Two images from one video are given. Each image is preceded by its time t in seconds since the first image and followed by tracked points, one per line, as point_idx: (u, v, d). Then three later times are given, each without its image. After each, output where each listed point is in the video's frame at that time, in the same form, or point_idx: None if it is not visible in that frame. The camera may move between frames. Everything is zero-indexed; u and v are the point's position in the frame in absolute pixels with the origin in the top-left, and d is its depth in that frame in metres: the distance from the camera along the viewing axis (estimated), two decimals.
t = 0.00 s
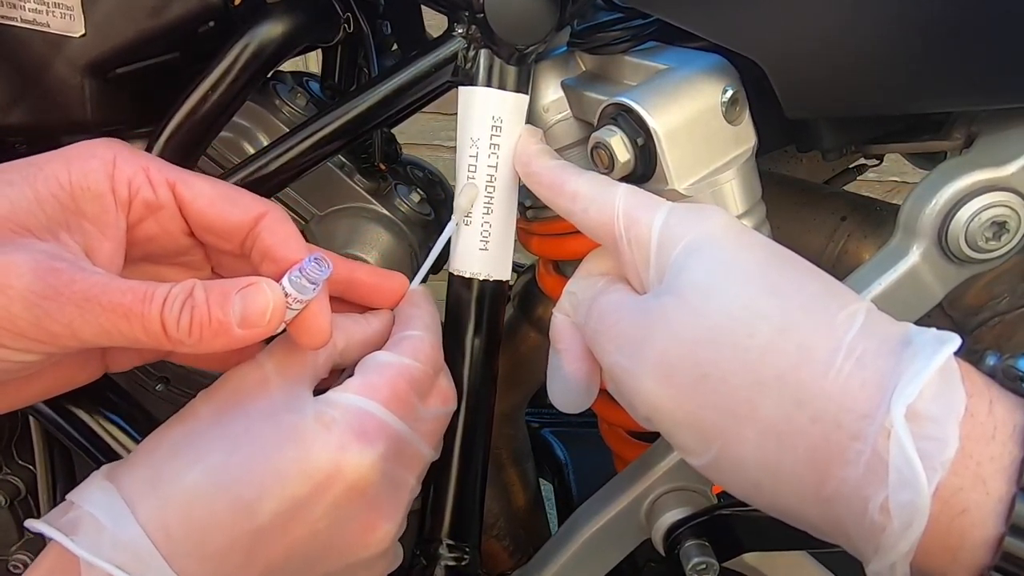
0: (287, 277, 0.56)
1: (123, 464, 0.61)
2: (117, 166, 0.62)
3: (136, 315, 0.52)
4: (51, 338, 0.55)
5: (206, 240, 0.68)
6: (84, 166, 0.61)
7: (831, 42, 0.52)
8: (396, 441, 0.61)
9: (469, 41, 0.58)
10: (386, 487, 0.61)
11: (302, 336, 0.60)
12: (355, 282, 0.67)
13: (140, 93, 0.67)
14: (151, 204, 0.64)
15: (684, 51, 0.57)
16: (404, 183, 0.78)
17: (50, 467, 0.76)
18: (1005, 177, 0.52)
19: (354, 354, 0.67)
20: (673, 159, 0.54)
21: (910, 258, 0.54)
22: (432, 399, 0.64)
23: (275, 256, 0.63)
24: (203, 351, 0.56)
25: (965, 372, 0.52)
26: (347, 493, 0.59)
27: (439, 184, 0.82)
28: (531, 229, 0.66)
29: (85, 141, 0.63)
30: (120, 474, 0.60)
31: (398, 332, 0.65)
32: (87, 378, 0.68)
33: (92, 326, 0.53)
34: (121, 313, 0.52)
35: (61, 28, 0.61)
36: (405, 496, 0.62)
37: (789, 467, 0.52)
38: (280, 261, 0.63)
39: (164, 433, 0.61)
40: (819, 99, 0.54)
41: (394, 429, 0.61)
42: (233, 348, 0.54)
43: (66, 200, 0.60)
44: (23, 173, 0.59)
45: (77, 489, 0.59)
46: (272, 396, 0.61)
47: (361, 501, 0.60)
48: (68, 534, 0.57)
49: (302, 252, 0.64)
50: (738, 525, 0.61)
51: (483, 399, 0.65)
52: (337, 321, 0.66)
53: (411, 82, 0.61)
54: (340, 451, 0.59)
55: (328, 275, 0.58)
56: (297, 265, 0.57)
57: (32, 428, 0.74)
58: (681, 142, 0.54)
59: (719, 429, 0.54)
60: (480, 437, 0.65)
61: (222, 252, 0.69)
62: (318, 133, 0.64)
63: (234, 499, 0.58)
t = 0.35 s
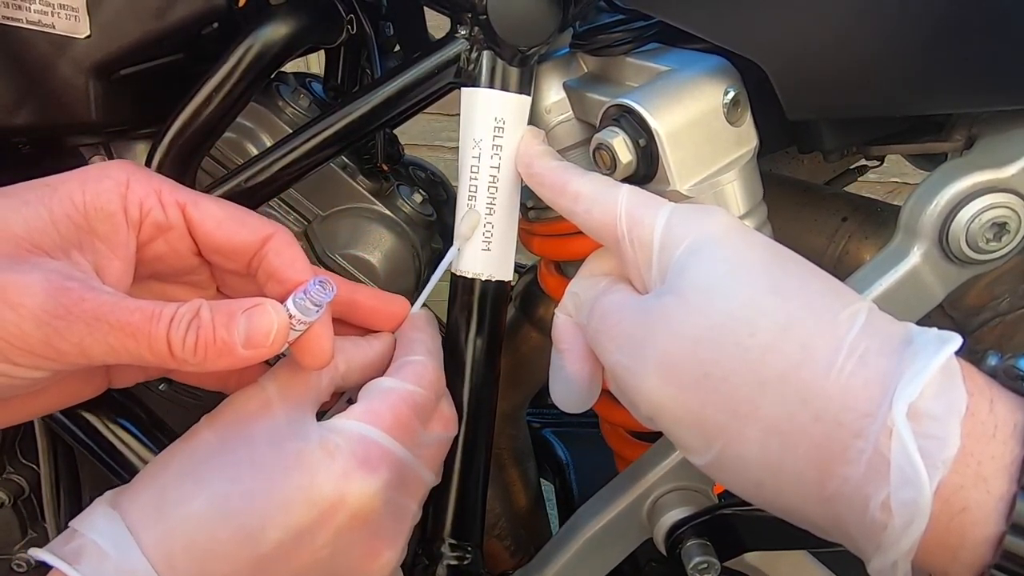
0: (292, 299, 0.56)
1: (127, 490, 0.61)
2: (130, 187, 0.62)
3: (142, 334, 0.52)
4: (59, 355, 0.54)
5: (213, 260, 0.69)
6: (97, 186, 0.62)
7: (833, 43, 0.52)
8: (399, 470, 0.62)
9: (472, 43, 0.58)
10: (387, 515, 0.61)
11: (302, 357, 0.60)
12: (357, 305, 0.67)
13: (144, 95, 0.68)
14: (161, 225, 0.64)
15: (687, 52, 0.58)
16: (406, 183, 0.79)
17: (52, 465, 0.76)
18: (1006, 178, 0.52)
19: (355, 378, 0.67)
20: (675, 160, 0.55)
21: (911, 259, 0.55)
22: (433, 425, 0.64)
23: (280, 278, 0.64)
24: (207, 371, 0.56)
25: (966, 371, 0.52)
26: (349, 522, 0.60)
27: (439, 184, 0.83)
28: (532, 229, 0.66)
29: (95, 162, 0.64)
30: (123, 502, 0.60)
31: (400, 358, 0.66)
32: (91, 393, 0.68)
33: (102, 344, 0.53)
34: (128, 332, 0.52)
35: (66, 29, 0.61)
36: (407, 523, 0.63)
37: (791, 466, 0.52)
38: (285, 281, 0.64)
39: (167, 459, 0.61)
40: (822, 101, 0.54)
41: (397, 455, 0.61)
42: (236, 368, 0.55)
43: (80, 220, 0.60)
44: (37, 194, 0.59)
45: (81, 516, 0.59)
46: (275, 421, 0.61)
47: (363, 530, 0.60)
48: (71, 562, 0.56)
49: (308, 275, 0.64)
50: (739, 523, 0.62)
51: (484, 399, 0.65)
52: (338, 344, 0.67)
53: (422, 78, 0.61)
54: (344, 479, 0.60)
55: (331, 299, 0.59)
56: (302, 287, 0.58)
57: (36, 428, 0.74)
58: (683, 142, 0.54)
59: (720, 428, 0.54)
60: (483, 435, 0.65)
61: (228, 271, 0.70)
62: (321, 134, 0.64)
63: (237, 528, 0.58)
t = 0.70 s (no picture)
0: (264, 260, 0.56)
1: (110, 481, 0.62)
2: (94, 156, 0.63)
3: (106, 300, 0.52)
4: (23, 325, 0.55)
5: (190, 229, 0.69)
6: (58, 155, 0.62)
7: (835, 49, 0.52)
8: (390, 451, 0.61)
9: (476, 47, 0.59)
10: (373, 503, 0.61)
11: (286, 324, 0.60)
12: (351, 276, 0.69)
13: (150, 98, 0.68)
14: (129, 194, 0.65)
15: (691, 57, 0.58)
16: (410, 185, 0.79)
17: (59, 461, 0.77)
18: (1006, 183, 0.52)
19: (350, 354, 0.67)
20: (678, 165, 0.55)
21: (912, 262, 0.55)
22: (428, 403, 0.64)
23: (257, 243, 0.64)
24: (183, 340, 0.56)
25: (966, 374, 0.53)
26: (330, 510, 0.59)
27: (443, 186, 0.83)
28: (537, 231, 0.66)
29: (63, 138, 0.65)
30: (104, 493, 0.62)
31: (391, 331, 0.65)
32: (87, 378, 0.69)
33: (63, 312, 0.53)
34: (92, 298, 0.52)
35: (74, 33, 0.62)
36: (399, 508, 0.63)
37: (794, 467, 0.53)
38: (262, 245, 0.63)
39: (149, 447, 0.63)
40: (824, 106, 0.55)
41: (383, 438, 0.61)
42: (209, 334, 0.54)
43: (43, 191, 0.62)
44: None
45: (63, 510, 0.61)
46: (256, 404, 0.62)
47: (345, 518, 0.60)
48: (49, 557, 0.58)
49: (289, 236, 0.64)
50: (741, 525, 0.62)
51: (489, 402, 0.65)
52: (330, 323, 0.66)
53: (426, 82, 0.62)
54: (322, 466, 0.59)
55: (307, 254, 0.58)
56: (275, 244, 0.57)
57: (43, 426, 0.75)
58: (686, 146, 0.55)
59: (723, 429, 0.55)
60: (486, 436, 0.66)
61: (207, 241, 0.71)
62: (327, 137, 0.64)
63: (212, 522, 0.59)
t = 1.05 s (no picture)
0: (281, 225, 0.56)
1: (144, 423, 0.62)
2: (106, 133, 0.63)
3: (132, 270, 0.53)
4: (47, 297, 0.56)
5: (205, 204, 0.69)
6: (73, 132, 0.62)
7: (835, 55, 0.53)
8: (412, 397, 0.62)
9: (479, 52, 0.59)
10: (400, 445, 0.62)
11: (307, 289, 0.61)
12: (364, 240, 0.68)
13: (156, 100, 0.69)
14: (144, 169, 0.65)
15: (692, 63, 0.59)
16: (412, 188, 0.80)
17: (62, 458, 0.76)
18: (1003, 188, 0.53)
19: (369, 314, 0.67)
20: (679, 170, 0.56)
21: (911, 267, 0.55)
22: (449, 355, 0.64)
23: (271, 212, 0.63)
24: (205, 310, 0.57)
25: (963, 379, 0.53)
26: (359, 449, 0.60)
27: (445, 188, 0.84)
28: (538, 235, 0.67)
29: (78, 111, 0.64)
30: (137, 432, 0.61)
31: (410, 287, 0.65)
32: (106, 360, 0.70)
33: (90, 285, 0.54)
34: (118, 269, 0.53)
35: (81, 38, 0.62)
36: (421, 455, 0.63)
37: (794, 469, 0.53)
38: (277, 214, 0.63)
39: (180, 392, 0.63)
40: (824, 112, 0.55)
41: (409, 384, 0.61)
42: (233, 302, 0.55)
43: (60, 168, 0.62)
44: (16, 145, 0.61)
45: (99, 446, 0.61)
46: (284, 356, 0.63)
47: (373, 458, 0.61)
48: (91, 487, 0.58)
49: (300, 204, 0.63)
50: (741, 526, 0.62)
51: (490, 406, 0.66)
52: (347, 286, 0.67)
53: (429, 87, 0.62)
54: (351, 405, 0.60)
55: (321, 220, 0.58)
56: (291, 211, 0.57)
57: (47, 425, 0.76)
58: (687, 150, 0.55)
59: (724, 430, 0.55)
60: (487, 440, 0.66)
61: (224, 216, 0.71)
62: (331, 140, 0.65)
63: (246, 456, 0.59)
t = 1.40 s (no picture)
0: (287, 234, 0.56)
1: (147, 420, 0.62)
2: (117, 135, 0.62)
3: (137, 275, 0.52)
4: (51, 300, 0.55)
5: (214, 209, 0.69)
6: (83, 134, 0.61)
7: (833, 46, 0.53)
8: (412, 399, 0.61)
9: (475, 45, 0.59)
10: (400, 447, 0.61)
11: (309, 297, 0.60)
12: (370, 246, 0.68)
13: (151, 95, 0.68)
14: (153, 172, 0.64)
15: (690, 56, 0.58)
16: (410, 183, 0.79)
17: (56, 448, 0.76)
18: (1003, 181, 0.52)
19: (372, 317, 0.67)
20: (677, 164, 0.55)
21: (910, 260, 0.55)
22: (449, 359, 0.63)
23: (277, 220, 0.62)
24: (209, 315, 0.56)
25: (964, 371, 0.53)
26: (360, 450, 0.60)
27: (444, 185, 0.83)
28: (535, 230, 0.66)
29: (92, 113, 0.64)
30: (140, 429, 0.61)
31: (411, 290, 0.64)
32: (107, 359, 0.70)
33: (95, 288, 0.53)
34: (123, 274, 0.52)
35: (74, 29, 0.62)
36: (420, 457, 0.62)
37: (793, 462, 0.53)
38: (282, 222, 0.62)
39: (184, 389, 0.62)
40: (822, 104, 0.55)
41: (409, 386, 0.61)
42: (236, 309, 0.54)
43: (69, 168, 0.61)
44: (25, 145, 0.60)
45: (101, 442, 0.61)
46: (287, 356, 0.62)
47: (373, 459, 0.60)
48: (92, 484, 0.59)
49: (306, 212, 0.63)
50: (740, 523, 0.62)
51: (487, 402, 0.66)
52: (350, 289, 0.67)
53: (424, 81, 0.62)
54: (353, 407, 0.60)
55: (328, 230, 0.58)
56: (298, 220, 0.57)
57: (40, 420, 0.75)
58: (686, 143, 0.55)
59: (722, 423, 0.55)
60: (484, 437, 0.66)
61: (231, 221, 0.70)
62: (327, 133, 0.64)
63: (247, 454, 0.59)
